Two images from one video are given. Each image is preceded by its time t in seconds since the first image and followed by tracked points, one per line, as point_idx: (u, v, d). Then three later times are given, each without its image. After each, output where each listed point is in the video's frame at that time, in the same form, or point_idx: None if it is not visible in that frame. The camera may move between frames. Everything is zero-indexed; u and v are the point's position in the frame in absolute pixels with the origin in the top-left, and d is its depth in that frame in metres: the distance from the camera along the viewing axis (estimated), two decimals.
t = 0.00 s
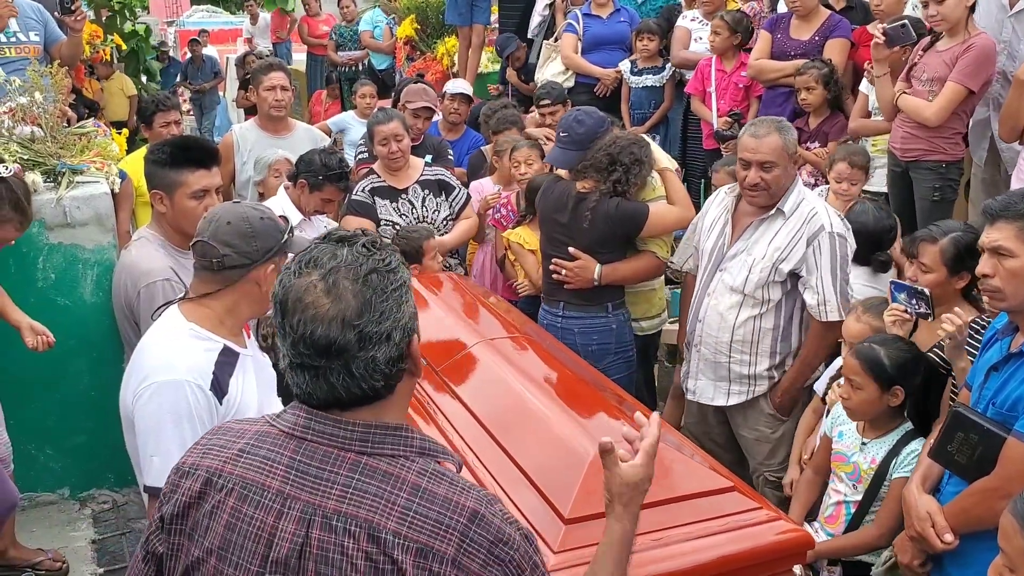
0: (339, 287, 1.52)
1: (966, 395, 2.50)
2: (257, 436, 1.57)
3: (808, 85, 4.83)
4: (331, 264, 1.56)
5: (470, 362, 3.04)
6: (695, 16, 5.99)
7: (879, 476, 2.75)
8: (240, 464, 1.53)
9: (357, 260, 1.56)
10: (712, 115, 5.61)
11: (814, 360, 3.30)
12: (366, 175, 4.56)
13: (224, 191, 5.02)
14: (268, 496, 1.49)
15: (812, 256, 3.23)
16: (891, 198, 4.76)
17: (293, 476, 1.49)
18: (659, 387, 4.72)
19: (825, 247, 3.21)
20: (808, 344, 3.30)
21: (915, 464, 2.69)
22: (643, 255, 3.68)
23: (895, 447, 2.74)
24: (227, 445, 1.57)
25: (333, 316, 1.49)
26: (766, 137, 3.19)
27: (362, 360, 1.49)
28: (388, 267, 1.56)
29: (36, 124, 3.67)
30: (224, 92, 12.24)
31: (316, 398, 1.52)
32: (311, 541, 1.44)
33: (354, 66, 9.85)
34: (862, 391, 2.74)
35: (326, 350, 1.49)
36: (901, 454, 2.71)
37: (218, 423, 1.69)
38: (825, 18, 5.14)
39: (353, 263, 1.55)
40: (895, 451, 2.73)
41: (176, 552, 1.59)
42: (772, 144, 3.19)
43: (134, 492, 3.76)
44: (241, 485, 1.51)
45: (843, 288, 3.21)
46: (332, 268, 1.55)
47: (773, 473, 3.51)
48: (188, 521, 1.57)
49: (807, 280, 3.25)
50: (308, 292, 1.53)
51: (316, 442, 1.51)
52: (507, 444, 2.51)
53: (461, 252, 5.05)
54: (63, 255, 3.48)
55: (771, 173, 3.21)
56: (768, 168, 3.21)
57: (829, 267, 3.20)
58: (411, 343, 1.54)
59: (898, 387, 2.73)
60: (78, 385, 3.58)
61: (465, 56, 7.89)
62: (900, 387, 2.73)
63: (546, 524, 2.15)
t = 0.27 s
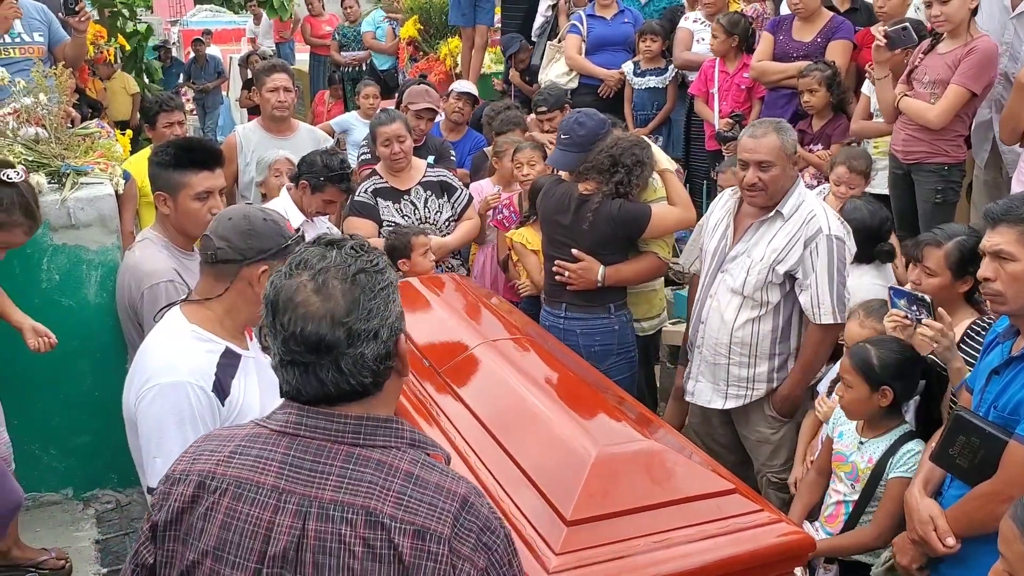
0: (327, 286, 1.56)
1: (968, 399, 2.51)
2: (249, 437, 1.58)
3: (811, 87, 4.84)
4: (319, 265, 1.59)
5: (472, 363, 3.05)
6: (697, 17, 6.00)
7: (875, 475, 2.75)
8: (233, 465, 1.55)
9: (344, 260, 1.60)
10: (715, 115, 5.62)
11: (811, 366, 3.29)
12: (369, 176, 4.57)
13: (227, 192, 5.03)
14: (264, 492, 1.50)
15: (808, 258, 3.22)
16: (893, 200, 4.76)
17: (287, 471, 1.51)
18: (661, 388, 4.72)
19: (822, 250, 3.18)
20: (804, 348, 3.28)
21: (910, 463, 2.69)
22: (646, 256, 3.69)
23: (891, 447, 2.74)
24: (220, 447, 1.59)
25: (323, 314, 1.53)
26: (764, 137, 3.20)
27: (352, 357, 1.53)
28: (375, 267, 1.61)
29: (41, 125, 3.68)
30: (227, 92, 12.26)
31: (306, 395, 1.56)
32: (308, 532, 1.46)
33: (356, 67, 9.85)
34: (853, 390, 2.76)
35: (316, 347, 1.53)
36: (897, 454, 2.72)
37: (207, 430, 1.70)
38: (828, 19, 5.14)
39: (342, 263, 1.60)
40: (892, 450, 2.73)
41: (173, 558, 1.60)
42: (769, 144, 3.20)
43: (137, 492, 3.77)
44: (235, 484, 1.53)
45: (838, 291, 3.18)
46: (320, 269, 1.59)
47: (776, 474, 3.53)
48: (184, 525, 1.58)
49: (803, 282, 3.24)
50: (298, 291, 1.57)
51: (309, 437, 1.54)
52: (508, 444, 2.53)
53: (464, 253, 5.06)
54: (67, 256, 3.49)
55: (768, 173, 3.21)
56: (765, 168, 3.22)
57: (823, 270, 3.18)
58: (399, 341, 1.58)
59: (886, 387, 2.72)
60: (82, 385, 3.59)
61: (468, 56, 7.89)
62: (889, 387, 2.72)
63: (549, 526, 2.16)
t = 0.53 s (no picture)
0: (291, 279, 1.61)
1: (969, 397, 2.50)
2: (215, 432, 1.65)
3: (815, 86, 4.83)
4: (282, 258, 1.65)
5: (472, 362, 3.05)
6: (700, 16, 6.01)
7: (865, 467, 2.74)
8: (199, 461, 1.62)
9: (308, 254, 1.65)
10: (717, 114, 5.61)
11: (812, 366, 3.27)
12: (370, 174, 4.57)
13: (229, 189, 5.03)
14: (230, 486, 1.58)
15: (809, 256, 3.21)
16: (894, 200, 4.75)
17: (252, 466, 1.58)
18: (662, 387, 4.72)
19: (823, 248, 3.17)
20: (805, 348, 3.27)
21: (901, 454, 2.69)
22: (648, 253, 3.69)
23: (881, 439, 2.74)
24: (186, 443, 1.65)
25: (285, 307, 1.58)
26: (764, 135, 3.21)
27: (312, 350, 1.58)
28: (339, 261, 1.66)
29: (41, 122, 3.69)
30: (230, 90, 12.26)
31: (267, 387, 1.62)
32: (275, 525, 1.54)
33: (359, 65, 9.84)
34: (854, 384, 2.75)
35: (277, 340, 1.59)
36: (887, 446, 2.71)
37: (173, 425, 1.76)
38: (830, 18, 5.13)
39: (306, 256, 1.65)
40: (883, 442, 2.73)
41: (141, 554, 1.66)
42: (770, 141, 3.21)
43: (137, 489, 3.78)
44: (202, 480, 1.60)
45: (839, 290, 3.16)
46: (284, 262, 1.64)
47: (777, 474, 3.52)
48: (150, 522, 1.64)
49: (804, 280, 3.23)
50: (261, 283, 1.62)
51: (273, 431, 1.61)
52: (507, 442, 2.53)
53: (466, 252, 5.06)
54: (68, 253, 3.49)
55: (768, 171, 3.21)
56: (765, 166, 3.21)
57: (825, 269, 3.17)
58: (363, 335, 1.64)
59: (892, 378, 2.73)
60: (82, 383, 3.59)
61: (470, 55, 7.89)
62: (893, 379, 2.73)
63: (549, 524, 2.16)
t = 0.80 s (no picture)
0: (205, 284, 1.61)
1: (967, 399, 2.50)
2: (144, 436, 1.67)
3: (818, 87, 4.82)
4: (199, 263, 1.65)
5: (473, 364, 3.05)
6: (702, 16, 6.00)
7: (866, 469, 2.74)
8: (128, 466, 1.63)
9: (224, 258, 1.65)
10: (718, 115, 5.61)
11: (814, 369, 3.26)
12: (370, 175, 4.58)
13: (230, 190, 5.04)
14: (159, 490, 1.60)
15: (812, 258, 3.20)
16: (895, 201, 4.75)
17: (178, 469, 1.60)
18: (663, 388, 4.72)
19: (827, 250, 3.16)
20: (808, 351, 3.26)
21: (903, 457, 2.69)
22: (649, 253, 3.69)
23: (882, 441, 2.73)
24: (116, 449, 1.67)
25: (199, 313, 1.59)
26: (766, 137, 3.21)
27: (229, 357, 1.59)
28: (256, 264, 1.66)
29: (43, 124, 3.69)
30: (232, 91, 12.28)
31: (188, 393, 1.64)
32: (202, 527, 1.56)
33: (361, 66, 9.86)
34: (854, 389, 2.73)
35: (192, 347, 1.59)
36: (889, 449, 2.71)
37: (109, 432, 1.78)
38: (831, 19, 5.12)
39: (222, 260, 1.65)
40: (884, 444, 2.72)
41: (79, 561, 1.68)
42: (772, 143, 3.21)
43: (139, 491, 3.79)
44: (131, 485, 1.62)
45: (841, 292, 3.16)
46: (200, 266, 1.64)
47: (777, 476, 3.51)
48: (86, 528, 1.67)
49: (808, 282, 3.23)
50: (177, 288, 1.62)
51: (197, 433, 1.62)
52: (508, 444, 2.54)
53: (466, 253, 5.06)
54: (69, 254, 3.50)
55: (771, 173, 3.21)
56: (767, 168, 3.21)
57: (829, 271, 3.16)
58: (284, 338, 1.64)
59: (890, 379, 2.74)
60: (84, 384, 3.60)
61: (472, 55, 7.89)
62: (892, 380, 2.74)
63: (549, 526, 2.16)
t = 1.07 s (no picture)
0: (111, 282, 1.64)
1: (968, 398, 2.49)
2: (75, 434, 1.71)
3: (822, 85, 4.81)
4: (105, 262, 1.68)
5: (476, 362, 3.05)
6: (705, 15, 5.98)
7: (865, 465, 2.74)
8: (55, 461, 1.67)
9: (128, 256, 1.68)
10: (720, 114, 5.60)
11: (818, 368, 3.27)
12: (372, 175, 4.58)
13: (232, 189, 5.03)
14: (79, 483, 1.63)
15: (818, 257, 3.20)
16: (897, 199, 4.74)
17: (97, 461, 1.63)
18: (665, 387, 4.71)
19: (834, 250, 3.18)
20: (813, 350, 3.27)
21: (900, 450, 2.69)
22: (652, 250, 3.69)
23: (879, 436, 2.73)
24: (49, 446, 1.72)
25: (106, 310, 1.61)
26: (772, 137, 3.20)
27: (137, 352, 1.61)
28: (160, 260, 1.68)
29: (44, 122, 3.69)
30: (234, 90, 12.28)
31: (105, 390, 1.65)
32: (114, 516, 1.59)
33: (363, 66, 9.87)
34: (854, 386, 2.73)
35: (101, 344, 1.61)
36: (885, 443, 2.71)
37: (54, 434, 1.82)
38: (832, 18, 5.12)
39: (127, 259, 1.68)
40: (881, 439, 2.72)
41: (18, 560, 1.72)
42: (778, 143, 3.20)
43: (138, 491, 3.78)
44: (55, 479, 1.65)
45: (847, 291, 3.17)
46: (105, 265, 1.67)
47: (782, 476, 3.49)
48: (21, 526, 1.71)
49: (814, 282, 3.23)
50: (84, 289, 1.65)
51: (116, 426, 1.66)
52: (509, 442, 2.54)
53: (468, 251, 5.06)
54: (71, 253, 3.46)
55: (777, 173, 3.20)
56: (774, 168, 3.20)
57: (836, 271, 3.17)
58: (195, 331, 1.66)
59: (888, 375, 2.74)
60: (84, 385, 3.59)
61: (474, 55, 7.88)
62: (890, 375, 2.75)
63: (550, 524, 2.16)
